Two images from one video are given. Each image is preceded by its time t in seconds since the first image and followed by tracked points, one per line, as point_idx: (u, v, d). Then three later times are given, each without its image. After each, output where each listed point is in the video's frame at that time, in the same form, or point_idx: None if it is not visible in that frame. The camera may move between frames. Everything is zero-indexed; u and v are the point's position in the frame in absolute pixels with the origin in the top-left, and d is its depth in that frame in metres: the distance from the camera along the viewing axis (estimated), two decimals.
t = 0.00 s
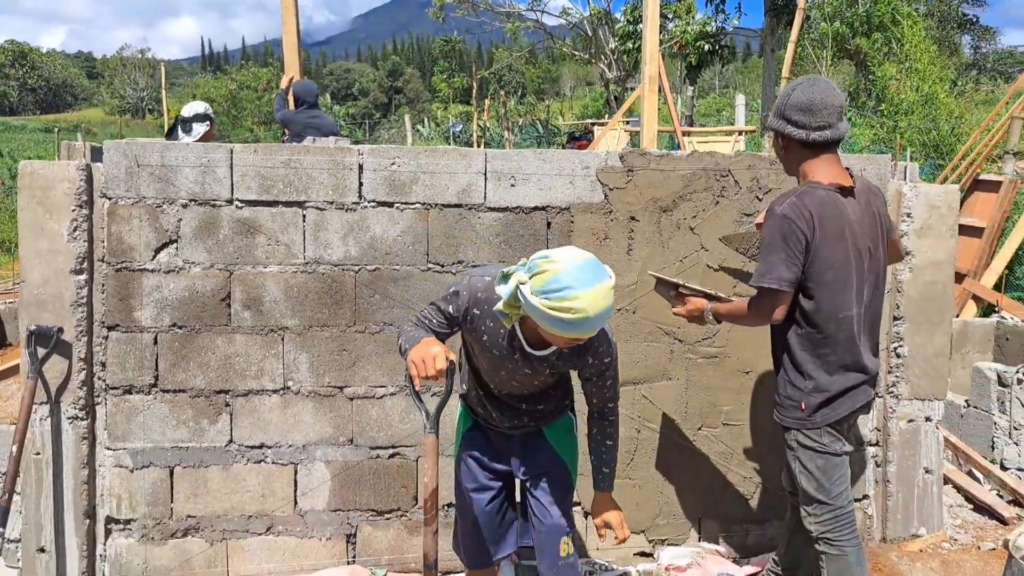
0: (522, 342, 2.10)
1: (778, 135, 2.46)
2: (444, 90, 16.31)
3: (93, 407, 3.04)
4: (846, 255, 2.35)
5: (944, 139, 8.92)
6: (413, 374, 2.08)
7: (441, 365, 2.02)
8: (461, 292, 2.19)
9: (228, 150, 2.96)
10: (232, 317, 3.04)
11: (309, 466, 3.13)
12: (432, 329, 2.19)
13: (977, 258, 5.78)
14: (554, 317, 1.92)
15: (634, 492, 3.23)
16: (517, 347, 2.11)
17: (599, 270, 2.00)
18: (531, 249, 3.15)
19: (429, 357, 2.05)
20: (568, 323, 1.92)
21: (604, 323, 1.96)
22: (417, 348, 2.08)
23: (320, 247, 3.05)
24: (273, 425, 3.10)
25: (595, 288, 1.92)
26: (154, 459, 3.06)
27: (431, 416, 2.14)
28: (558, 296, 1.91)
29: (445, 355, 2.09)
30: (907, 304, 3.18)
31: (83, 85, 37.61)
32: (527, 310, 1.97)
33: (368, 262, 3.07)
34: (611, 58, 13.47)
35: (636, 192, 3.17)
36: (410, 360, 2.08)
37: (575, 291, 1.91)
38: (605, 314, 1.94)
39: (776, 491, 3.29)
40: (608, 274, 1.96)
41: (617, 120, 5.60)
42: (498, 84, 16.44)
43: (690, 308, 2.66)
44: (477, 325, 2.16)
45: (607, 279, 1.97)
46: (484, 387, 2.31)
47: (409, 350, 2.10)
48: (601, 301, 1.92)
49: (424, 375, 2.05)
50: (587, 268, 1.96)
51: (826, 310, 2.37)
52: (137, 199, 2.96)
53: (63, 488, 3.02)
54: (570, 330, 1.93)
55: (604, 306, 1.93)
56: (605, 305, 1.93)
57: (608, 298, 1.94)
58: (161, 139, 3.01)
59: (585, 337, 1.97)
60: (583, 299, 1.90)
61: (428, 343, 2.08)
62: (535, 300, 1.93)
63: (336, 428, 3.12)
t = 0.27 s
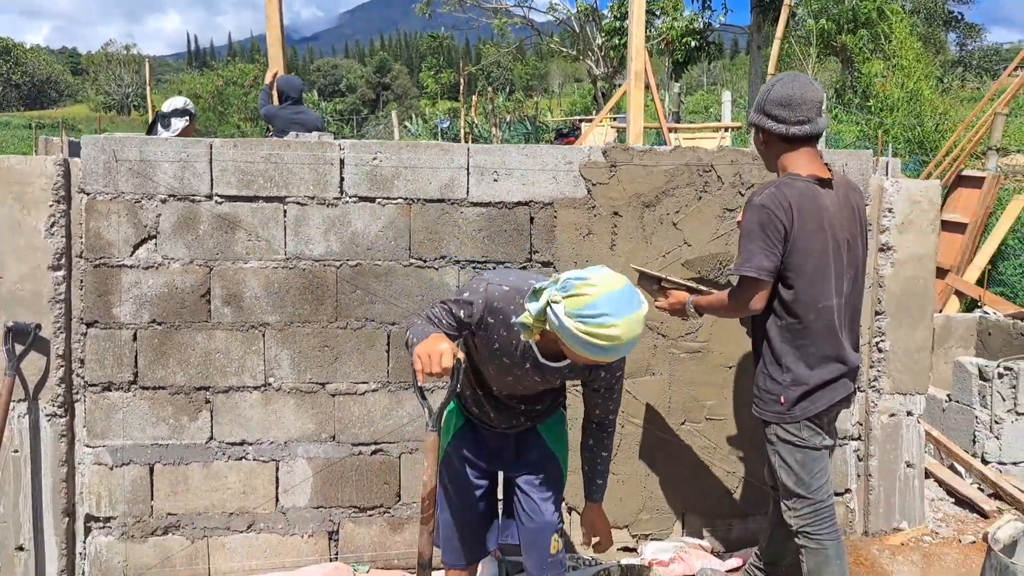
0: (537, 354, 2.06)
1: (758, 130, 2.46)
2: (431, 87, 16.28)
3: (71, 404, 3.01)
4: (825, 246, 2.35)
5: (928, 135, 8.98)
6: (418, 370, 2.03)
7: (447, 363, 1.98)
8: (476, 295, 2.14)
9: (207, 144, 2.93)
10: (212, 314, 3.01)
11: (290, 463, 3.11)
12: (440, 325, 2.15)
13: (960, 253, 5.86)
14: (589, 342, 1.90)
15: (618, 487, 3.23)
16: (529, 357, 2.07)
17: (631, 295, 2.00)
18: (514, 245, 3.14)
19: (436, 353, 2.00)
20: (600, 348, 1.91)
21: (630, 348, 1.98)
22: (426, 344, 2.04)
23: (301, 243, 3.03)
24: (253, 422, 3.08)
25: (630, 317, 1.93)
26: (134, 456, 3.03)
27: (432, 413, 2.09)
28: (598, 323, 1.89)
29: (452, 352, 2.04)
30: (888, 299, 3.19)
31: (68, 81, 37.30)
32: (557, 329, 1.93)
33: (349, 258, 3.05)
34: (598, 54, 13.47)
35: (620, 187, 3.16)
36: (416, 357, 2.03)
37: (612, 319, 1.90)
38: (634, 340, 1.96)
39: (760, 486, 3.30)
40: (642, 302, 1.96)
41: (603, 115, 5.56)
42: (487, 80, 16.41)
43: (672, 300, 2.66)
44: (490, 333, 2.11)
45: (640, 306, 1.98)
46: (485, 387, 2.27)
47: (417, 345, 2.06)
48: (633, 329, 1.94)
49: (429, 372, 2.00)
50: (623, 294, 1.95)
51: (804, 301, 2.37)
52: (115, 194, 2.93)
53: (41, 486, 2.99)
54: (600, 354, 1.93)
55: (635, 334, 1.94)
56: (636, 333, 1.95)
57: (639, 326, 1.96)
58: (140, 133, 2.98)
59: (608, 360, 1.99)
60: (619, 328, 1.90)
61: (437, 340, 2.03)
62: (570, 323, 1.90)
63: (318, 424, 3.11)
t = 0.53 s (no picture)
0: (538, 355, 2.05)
1: (751, 126, 2.46)
2: (428, 85, 16.26)
3: (64, 401, 3.00)
4: (816, 241, 2.36)
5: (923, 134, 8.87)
6: (416, 367, 2.03)
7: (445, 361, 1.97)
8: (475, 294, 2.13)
9: (200, 141, 2.93)
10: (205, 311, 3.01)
11: (284, 460, 3.11)
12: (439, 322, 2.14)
13: (955, 251, 5.87)
14: (583, 339, 1.88)
15: (612, 484, 3.23)
16: (530, 357, 2.06)
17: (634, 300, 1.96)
18: (508, 242, 3.14)
19: (434, 350, 2.00)
20: (593, 347, 1.89)
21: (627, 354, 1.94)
22: (424, 340, 2.03)
23: (295, 239, 3.03)
24: (247, 419, 3.07)
25: (628, 319, 1.89)
26: (127, 454, 3.03)
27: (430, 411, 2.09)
28: (590, 320, 1.87)
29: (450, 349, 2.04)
30: (882, 295, 3.19)
31: (65, 79, 37.21)
32: (554, 325, 1.93)
33: (343, 255, 3.05)
34: (595, 52, 13.46)
35: (614, 184, 3.16)
36: (415, 354, 2.03)
37: (608, 318, 1.87)
38: (632, 345, 1.92)
39: (753, 482, 3.30)
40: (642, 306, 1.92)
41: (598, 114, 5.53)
42: (484, 78, 16.39)
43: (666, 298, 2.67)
44: (491, 331, 2.10)
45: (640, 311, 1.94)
46: (486, 385, 2.26)
47: (416, 342, 2.05)
48: (630, 332, 1.90)
49: (428, 369, 2.00)
50: (623, 296, 1.92)
51: (795, 295, 2.37)
52: (108, 191, 2.92)
53: (34, 484, 2.99)
54: (594, 354, 1.90)
55: (632, 338, 1.90)
56: (634, 336, 1.91)
57: (638, 331, 1.92)
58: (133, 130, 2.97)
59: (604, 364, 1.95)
60: (615, 328, 1.87)
61: (434, 336, 2.03)
62: (564, 316, 1.89)
63: (312, 422, 3.10)
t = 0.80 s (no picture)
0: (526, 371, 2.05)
1: (760, 124, 2.45)
2: (427, 84, 16.26)
3: (61, 401, 3.01)
4: (823, 246, 2.35)
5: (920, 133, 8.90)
6: (409, 364, 2.04)
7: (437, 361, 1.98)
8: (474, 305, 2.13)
9: (197, 140, 2.93)
10: (202, 310, 3.01)
11: (281, 459, 3.11)
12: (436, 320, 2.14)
13: (952, 251, 5.88)
14: (552, 351, 1.91)
15: (609, 483, 3.23)
16: (520, 372, 2.07)
17: (618, 335, 1.95)
18: (505, 241, 3.14)
19: (427, 349, 2.01)
20: (556, 362, 1.90)
21: (592, 385, 1.92)
22: (417, 339, 2.04)
23: (291, 239, 3.03)
24: (244, 418, 3.08)
25: (599, 346, 1.89)
26: (124, 453, 3.03)
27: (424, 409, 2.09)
28: (562, 335, 1.90)
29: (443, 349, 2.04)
30: (878, 294, 3.19)
31: (64, 78, 37.20)
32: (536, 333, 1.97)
33: (340, 254, 3.05)
34: (594, 52, 13.47)
35: (611, 184, 3.16)
36: (408, 351, 2.04)
37: (579, 338, 1.89)
38: (598, 375, 1.90)
39: (750, 482, 3.31)
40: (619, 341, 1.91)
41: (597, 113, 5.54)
42: (483, 77, 16.39)
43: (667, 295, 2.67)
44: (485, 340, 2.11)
45: (618, 347, 1.93)
46: (484, 387, 2.26)
47: (410, 339, 2.06)
48: (597, 360, 1.89)
49: (420, 367, 2.01)
50: (605, 324, 1.92)
51: (799, 300, 2.37)
52: (105, 190, 2.92)
53: (32, 483, 2.99)
54: (556, 370, 1.92)
55: (599, 366, 1.89)
56: (601, 366, 1.89)
57: (608, 364, 1.90)
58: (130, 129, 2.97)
59: (572, 388, 1.94)
60: (581, 349, 1.88)
61: (428, 335, 2.04)
62: (543, 327, 1.94)
63: (308, 421, 3.11)
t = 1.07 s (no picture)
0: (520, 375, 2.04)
1: (779, 120, 2.45)
2: (426, 84, 16.26)
3: (60, 401, 3.01)
4: (840, 248, 2.34)
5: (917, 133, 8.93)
6: (402, 362, 2.03)
7: (430, 358, 1.97)
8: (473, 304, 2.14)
9: (196, 140, 2.94)
10: (201, 310, 3.01)
11: (280, 459, 3.11)
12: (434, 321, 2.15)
13: (951, 251, 5.88)
14: (536, 353, 1.93)
15: (608, 484, 3.24)
16: (516, 375, 2.05)
17: (606, 347, 1.94)
18: (504, 241, 3.14)
19: (421, 347, 2.00)
20: (538, 364, 1.92)
21: (573, 392, 1.92)
22: (412, 337, 2.04)
23: (290, 239, 3.03)
24: (243, 418, 3.08)
25: (580, 354, 1.88)
26: (123, 453, 3.03)
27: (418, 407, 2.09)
28: (549, 338, 1.92)
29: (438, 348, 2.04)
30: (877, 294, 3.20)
31: (63, 78, 37.20)
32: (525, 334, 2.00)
33: (339, 254, 3.05)
34: (593, 52, 13.48)
35: (609, 184, 3.17)
36: (402, 349, 2.03)
37: (562, 343, 1.90)
38: (577, 382, 1.90)
39: (749, 481, 3.31)
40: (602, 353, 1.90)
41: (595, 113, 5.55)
42: (482, 78, 16.40)
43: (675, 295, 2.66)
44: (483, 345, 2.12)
45: (602, 359, 1.91)
46: (483, 388, 2.26)
47: (406, 338, 2.06)
48: (577, 367, 1.88)
49: (414, 366, 2.00)
50: (591, 334, 1.92)
51: (815, 302, 2.37)
52: (104, 190, 2.92)
53: (30, 483, 2.99)
54: (538, 372, 1.93)
55: (578, 374, 1.88)
56: (580, 374, 1.89)
57: (589, 374, 1.89)
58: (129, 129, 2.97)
59: (553, 394, 1.94)
60: (562, 355, 1.88)
61: (422, 334, 2.04)
62: (532, 329, 1.97)
63: (307, 421, 3.11)
